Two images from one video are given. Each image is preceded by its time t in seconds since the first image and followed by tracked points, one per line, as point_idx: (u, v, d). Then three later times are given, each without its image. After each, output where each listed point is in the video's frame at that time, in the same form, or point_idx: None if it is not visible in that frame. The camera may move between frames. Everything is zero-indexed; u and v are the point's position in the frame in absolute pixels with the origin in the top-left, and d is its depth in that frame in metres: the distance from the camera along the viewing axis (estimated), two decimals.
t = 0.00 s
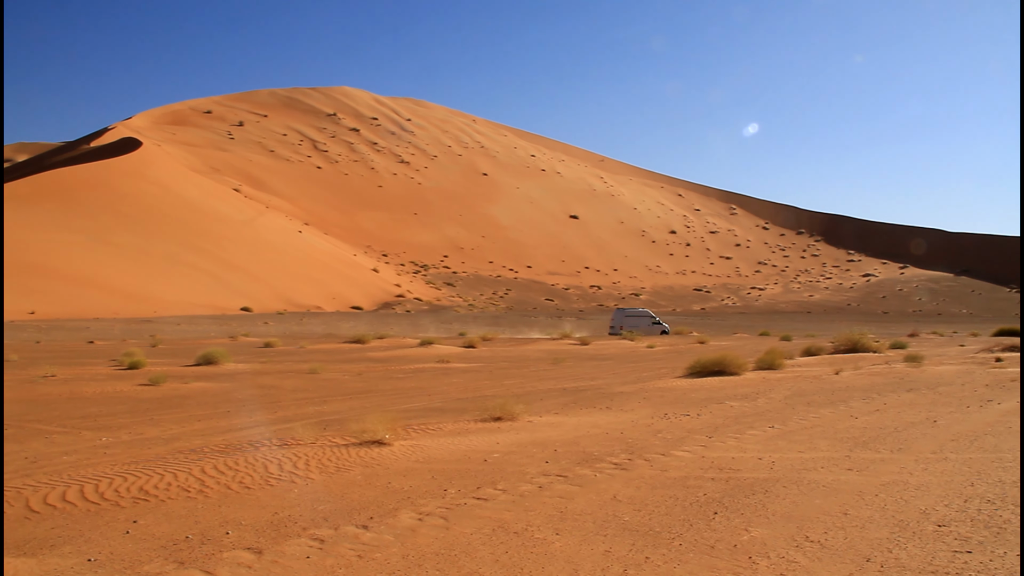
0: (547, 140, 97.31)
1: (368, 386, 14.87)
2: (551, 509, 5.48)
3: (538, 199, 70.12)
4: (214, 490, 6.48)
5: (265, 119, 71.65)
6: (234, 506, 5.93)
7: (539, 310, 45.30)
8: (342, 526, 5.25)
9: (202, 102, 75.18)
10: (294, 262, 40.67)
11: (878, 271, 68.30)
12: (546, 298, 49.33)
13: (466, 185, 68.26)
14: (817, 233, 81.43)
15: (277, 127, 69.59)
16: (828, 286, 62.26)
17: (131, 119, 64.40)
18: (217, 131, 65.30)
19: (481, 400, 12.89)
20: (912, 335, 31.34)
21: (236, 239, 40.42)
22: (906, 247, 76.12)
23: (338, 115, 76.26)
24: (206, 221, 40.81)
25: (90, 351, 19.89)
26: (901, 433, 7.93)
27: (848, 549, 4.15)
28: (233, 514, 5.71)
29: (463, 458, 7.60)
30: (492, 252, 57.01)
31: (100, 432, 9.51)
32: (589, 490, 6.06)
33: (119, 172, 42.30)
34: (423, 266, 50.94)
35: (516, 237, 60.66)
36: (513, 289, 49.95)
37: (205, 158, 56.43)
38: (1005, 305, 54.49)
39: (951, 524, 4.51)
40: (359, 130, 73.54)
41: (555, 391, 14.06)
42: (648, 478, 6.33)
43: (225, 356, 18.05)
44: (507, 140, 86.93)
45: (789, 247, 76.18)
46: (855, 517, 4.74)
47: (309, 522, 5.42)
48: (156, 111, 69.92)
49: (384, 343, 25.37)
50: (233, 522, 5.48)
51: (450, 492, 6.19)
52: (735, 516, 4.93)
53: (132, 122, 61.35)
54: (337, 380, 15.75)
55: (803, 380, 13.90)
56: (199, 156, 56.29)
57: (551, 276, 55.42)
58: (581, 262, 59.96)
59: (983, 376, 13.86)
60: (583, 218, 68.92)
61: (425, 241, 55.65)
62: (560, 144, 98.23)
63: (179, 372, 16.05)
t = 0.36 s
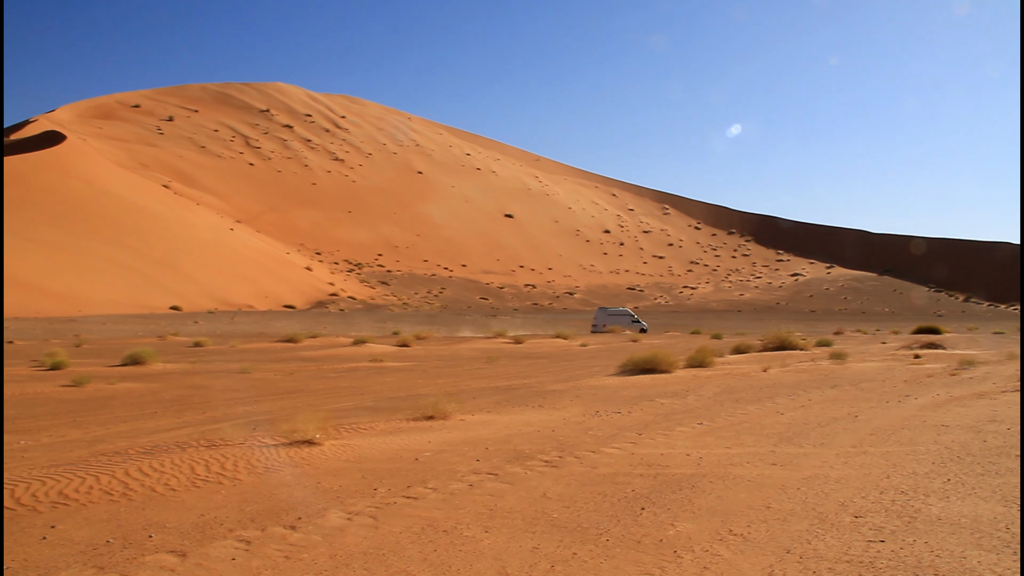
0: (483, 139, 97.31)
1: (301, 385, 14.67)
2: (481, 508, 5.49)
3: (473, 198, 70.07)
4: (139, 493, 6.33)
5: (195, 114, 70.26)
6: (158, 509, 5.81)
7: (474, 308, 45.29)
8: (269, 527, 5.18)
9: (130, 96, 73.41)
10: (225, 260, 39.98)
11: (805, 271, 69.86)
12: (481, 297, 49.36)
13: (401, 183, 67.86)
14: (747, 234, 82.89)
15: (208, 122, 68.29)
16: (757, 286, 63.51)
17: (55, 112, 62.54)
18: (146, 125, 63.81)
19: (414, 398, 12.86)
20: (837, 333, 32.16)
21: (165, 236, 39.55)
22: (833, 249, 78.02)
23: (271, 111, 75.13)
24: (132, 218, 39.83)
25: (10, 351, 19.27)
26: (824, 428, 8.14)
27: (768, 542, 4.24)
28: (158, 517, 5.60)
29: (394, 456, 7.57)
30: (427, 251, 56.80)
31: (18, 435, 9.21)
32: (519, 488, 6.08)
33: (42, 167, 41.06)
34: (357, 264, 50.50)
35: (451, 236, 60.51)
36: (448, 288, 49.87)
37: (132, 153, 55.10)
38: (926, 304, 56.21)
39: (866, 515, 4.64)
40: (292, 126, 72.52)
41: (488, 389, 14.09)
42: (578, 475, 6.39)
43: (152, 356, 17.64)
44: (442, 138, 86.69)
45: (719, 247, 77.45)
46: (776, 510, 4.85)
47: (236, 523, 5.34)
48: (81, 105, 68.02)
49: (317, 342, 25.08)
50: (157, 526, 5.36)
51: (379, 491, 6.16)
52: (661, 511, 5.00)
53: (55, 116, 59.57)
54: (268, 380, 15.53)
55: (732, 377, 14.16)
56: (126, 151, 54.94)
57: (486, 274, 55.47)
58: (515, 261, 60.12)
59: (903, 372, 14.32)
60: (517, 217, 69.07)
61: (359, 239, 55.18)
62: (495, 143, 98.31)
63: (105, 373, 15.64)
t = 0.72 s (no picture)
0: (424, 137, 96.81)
1: (236, 386, 14.42)
2: (415, 509, 5.46)
3: (414, 196, 69.71)
4: (62, 498, 6.16)
5: (129, 108, 68.64)
6: (82, 515, 5.66)
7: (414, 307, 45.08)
8: (197, 533, 5.07)
9: (59, 89, 71.41)
10: (160, 257, 39.17)
11: (742, 271, 70.98)
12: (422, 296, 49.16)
13: (340, 180, 67.19)
14: (687, 234, 83.84)
15: (142, 117, 66.77)
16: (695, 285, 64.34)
17: None
18: (77, 119, 62.14)
19: (351, 398, 12.74)
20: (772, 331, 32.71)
21: (97, 232, 38.57)
22: (769, 250, 79.35)
23: (207, 107, 73.76)
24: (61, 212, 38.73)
25: None
26: (756, 425, 8.28)
27: (699, 541, 4.28)
28: (81, 523, 5.44)
29: (330, 457, 7.49)
30: (367, 249, 56.35)
31: None
32: (455, 488, 6.07)
33: None
34: (295, 262, 49.87)
35: (391, 234, 60.11)
36: (388, 286, 49.54)
37: (63, 147, 53.62)
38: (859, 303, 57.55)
39: (795, 512, 4.72)
40: (230, 122, 71.29)
41: (426, 389, 14.02)
42: (513, 475, 6.39)
43: (82, 356, 17.18)
44: (382, 136, 86.05)
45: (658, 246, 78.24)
46: (707, 509, 4.90)
47: (163, 529, 5.22)
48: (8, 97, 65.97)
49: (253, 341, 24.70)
50: (80, 533, 5.21)
51: (313, 493, 6.08)
52: (595, 511, 5.02)
53: None
54: (203, 380, 15.26)
55: (669, 376, 14.30)
56: (56, 145, 53.45)
57: (427, 273, 55.25)
58: (456, 260, 60.00)
59: (835, 371, 14.60)
60: (458, 215, 68.91)
61: (297, 237, 54.50)
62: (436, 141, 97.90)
63: (32, 373, 15.19)
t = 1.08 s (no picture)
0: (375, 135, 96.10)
1: (182, 387, 14.21)
2: (360, 512, 5.40)
3: (365, 194, 69.19)
4: None
5: (72, 103, 67.10)
6: (17, 523, 5.50)
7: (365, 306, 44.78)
8: (136, 539, 4.97)
9: None
10: (105, 254, 38.35)
11: (692, 270, 71.72)
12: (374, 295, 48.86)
13: (291, 178, 66.43)
14: (638, 234, 84.35)
15: (86, 112, 65.31)
16: (646, 284, 64.82)
17: None
18: (17, 113, 60.57)
19: (299, 399, 12.60)
20: (721, 330, 33.13)
21: (39, 228, 37.62)
22: (720, 250, 80.15)
23: (154, 102, 72.42)
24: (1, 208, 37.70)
25: None
26: (703, 424, 8.36)
27: (644, 541, 4.30)
28: (16, 531, 5.29)
29: (275, 460, 7.38)
30: (317, 247, 55.80)
31: None
32: (401, 490, 6.02)
33: None
34: (244, 261, 49.21)
35: (342, 232, 59.63)
36: (339, 285, 49.13)
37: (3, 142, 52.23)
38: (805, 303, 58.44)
39: (737, 511, 4.76)
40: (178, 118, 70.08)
41: (376, 389, 13.93)
42: (460, 476, 6.36)
43: (22, 357, 16.74)
44: (333, 133, 85.26)
45: (610, 246, 78.66)
46: (651, 509, 4.93)
47: (100, 536, 5.10)
48: None
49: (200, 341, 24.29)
50: (13, 542, 5.06)
51: (256, 497, 5.98)
52: (540, 512, 5.03)
53: None
54: (148, 381, 14.97)
55: (618, 375, 14.39)
56: None
57: (378, 272, 54.90)
58: (407, 259, 59.72)
59: (782, 369, 14.75)
60: (409, 214, 68.59)
61: (246, 234, 53.79)
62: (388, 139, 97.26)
63: None
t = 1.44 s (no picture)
0: (328, 132, 95.22)
1: (128, 386, 13.95)
2: (309, 512, 5.34)
3: (318, 192, 68.55)
4: None
5: (16, 96, 65.52)
6: None
7: (318, 305, 44.41)
8: (77, 542, 4.86)
9: None
10: (51, 251, 37.52)
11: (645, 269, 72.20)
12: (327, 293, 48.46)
13: (242, 175, 65.59)
14: (592, 233, 84.66)
15: (30, 105, 63.81)
16: (600, 283, 65.16)
17: None
18: None
19: (249, 398, 12.42)
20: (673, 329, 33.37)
21: None
22: (673, 249, 80.80)
23: (102, 96, 71.01)
24: None
25: None
26: (653, 422, 8.41)
27: (593, 539, 4.31)
28: None
29: (223, 460, 7.27)
30: (270, 246, 55.18)
31: None
32: (351, 490, 5.96)
33: None
34: (195, 259, 48.49)
35: (295, 230, 59.09)
36: (292, 284, 48.63)
37: None
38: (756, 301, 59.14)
39: (686, 507, 4.79)
40: (126, 113, 68.78)
41: (327, 388, 13.81)
42: (410, 475, 6.33)
43: None
44: (286, 130, 84.32)
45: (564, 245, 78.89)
46: (602, 507, 4.95)
47: (39, 540, 4.98)
48: None
49: (149, 340, 23.87)
50: None
51: (203, 498, 5.89)
52: (490, 511, 5.01)
53: None
54: (93, 381, 14.65)
55: (571, 374, 14.43)
56: None
57: (331, 271, 54.45)
58: (361, 257, 59.36)
59: (732, 367, 14.89)
60: (363, 212, 68.15)
61: (197, 232, 53.04)
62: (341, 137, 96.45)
63: None
